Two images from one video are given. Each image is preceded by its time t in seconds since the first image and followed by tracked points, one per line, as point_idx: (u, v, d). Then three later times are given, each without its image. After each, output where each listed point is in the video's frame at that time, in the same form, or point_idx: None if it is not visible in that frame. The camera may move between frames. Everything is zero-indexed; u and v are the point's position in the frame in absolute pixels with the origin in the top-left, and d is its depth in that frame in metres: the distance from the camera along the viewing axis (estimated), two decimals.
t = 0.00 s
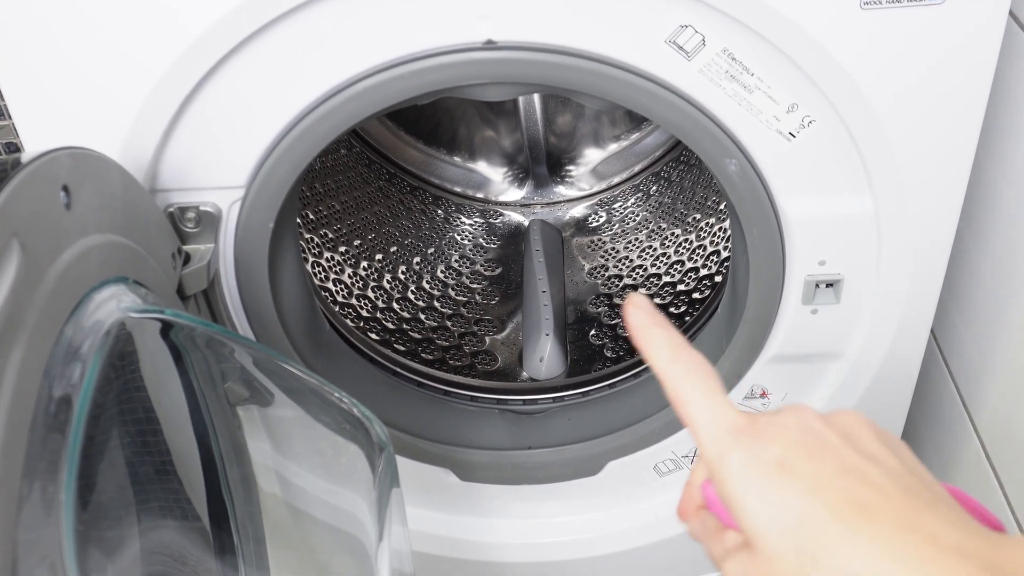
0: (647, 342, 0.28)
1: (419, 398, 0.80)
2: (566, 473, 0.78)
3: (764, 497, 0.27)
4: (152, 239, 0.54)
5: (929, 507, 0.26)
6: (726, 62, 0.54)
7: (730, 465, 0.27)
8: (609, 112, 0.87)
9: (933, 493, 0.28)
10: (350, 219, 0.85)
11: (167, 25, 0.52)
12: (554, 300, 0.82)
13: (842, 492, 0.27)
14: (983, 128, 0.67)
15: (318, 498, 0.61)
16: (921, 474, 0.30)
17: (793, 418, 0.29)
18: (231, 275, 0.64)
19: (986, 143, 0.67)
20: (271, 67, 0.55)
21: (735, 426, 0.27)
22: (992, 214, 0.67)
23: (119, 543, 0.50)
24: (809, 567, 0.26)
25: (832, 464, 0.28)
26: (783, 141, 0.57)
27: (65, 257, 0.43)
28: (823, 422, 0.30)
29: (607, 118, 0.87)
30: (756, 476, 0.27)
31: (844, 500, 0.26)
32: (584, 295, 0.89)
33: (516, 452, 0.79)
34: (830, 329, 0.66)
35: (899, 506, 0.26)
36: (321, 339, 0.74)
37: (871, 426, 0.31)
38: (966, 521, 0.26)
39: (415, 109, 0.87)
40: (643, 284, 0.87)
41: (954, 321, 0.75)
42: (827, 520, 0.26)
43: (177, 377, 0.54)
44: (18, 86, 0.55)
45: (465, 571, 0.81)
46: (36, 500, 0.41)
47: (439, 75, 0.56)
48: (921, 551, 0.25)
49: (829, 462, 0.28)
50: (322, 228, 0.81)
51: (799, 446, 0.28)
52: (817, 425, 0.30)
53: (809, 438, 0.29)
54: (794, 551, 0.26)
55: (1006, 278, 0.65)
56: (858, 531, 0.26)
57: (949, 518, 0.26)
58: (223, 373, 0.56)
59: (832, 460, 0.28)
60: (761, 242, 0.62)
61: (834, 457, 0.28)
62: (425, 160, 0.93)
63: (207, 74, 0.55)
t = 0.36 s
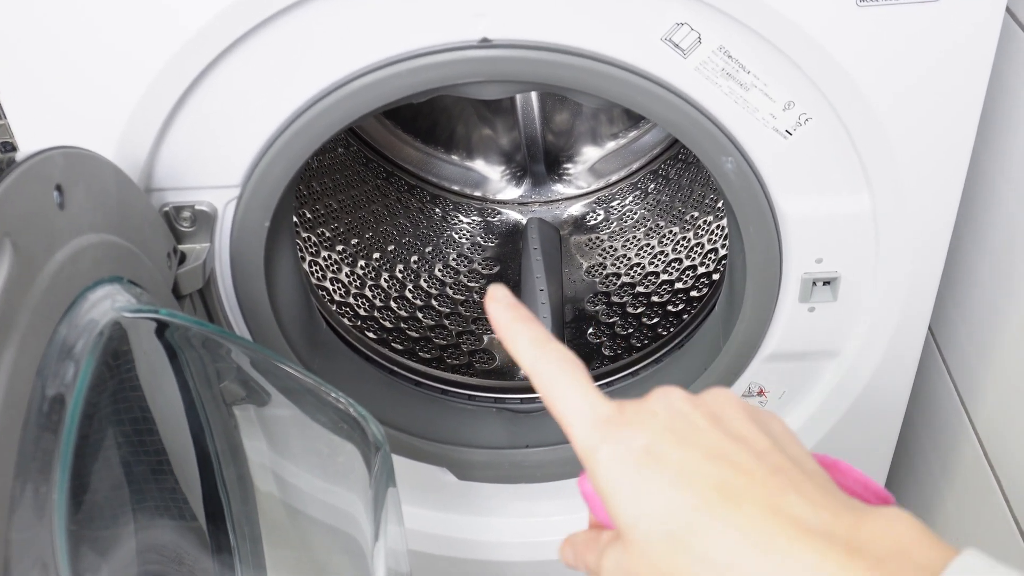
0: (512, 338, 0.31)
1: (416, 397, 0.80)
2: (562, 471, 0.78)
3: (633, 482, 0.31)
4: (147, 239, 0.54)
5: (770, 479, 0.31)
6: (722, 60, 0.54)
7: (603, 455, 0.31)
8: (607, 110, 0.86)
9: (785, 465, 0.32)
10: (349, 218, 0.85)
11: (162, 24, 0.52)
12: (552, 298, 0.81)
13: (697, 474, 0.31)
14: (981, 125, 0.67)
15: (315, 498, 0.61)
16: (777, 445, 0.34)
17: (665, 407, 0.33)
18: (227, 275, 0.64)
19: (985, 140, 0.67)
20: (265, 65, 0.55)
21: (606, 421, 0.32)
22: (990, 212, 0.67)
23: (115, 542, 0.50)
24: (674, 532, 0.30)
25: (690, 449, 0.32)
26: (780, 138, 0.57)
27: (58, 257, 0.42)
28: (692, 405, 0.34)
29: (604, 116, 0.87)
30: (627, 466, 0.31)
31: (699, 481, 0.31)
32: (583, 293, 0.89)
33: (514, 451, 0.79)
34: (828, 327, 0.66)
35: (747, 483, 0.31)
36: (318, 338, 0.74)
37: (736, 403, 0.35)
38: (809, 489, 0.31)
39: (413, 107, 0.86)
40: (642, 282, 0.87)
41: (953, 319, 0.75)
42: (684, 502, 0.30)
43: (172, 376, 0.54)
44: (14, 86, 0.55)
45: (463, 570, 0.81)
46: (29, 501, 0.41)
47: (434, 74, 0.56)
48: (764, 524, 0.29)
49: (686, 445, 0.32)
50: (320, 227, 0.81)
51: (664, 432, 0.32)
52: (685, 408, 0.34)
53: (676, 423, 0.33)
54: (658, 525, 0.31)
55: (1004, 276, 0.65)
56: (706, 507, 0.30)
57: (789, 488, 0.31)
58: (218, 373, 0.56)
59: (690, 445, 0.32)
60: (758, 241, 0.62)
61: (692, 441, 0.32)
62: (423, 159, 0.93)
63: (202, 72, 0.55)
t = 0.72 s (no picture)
0: (393, 365, 0.45)
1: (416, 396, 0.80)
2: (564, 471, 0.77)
3: (568, 463, 0.42)
4: (145, 237, 0.54)
5: (703, 451, 0.40)
6: (721, 57, 0.54)
7: (534, 441, 0.43)
8: (607, 107, 0.84)
9: (715, 426, 0.42)
10: (347, 217, 0.86)
11: (159, 22, 0.52)
12: (552, 295, 0.81)
13: (633, 451, 0.41)
14: (982, 124, 0.67)
15: (315, 497, 0.60)
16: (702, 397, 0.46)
17: (585, 387, 0.45)
18: (226, 274, 0.64)
19: (985, 140, 0.67)
20: (262, 63, 0.55)
21: (527, 410, 0.44)
22: (991, 211, 0.66)
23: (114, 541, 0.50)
24: (609, 514, 0.41)
25: (618, 425, 0.42)
26: (780, 136, 0.57)
27: (55, 256, 0.42)
28: (614, 378, 0.45)
29: (604, 114, 0.85)
30: (559, 451, 0.42)
31: (635, 458, 0.41)
32: (583, 292, 0.88)
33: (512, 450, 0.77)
34: (828, 326, 0.66)
35: (681, 454, 0.41)
36: (317, 336, 0.74)
37: (660, 367, 0.47)
38: (742, 448, 0.41)
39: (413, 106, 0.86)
40: (642, 281, 0.88)
41: (953, 318, 0.75)
42: (621, 473, 0.41)
43: (170, 375, 0.54)
44: (13, 85, 0.55)
45: (464, 569, 0.81)
46: (27, 500, 0.41)
47: (432, 71, 0.56)
48: (697, 488, 0.39)
49: (614, 429, 0.42)
50: (320, 225, 0.83)
51: (591, 416, 0.43)
52: (608, 382, 0.45)
53: (599, 401, 0.44)
54: (598, 499, 0.41)
55: (1005, 275, 0.64)
56: (644, 478, 0.40)
57: (723, 451, 0.40)
58: (217, 372, 0.56)
59: (617, 423, 0.43)
60: (759, 240, 0.61)
61: (618, 418, 0.43)
62: (422, 157, 0.91)
63: (200, 70, 0.54)
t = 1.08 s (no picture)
0: (581, 313, 0.48)
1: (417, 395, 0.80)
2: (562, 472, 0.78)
3: (652, 433, 0.42)
4: (147, 237, 0.54)
5: (779, 436, 0.39)
6: (724, 57, 0.54)
7: (629, 408, 0.43)
8: (607, 106, 0.85)
9: (800, 419, 0.41)
10: (348, 216, 0.86)
11: (161, 21, 0.52)
12: (553, 295, 0.81)
13: (711, 430, 0.40)
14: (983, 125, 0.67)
15: (316, 497, 0.60)
16: (798, 396, 0.43)
17: (686, 367, 0.44)
18: (228, 273, 0.64)
19: (986, 140, 0.67)
20: (265, 63, 0.55)
21: (633, 381, 0.44)
22: (991, 211, 0.67)
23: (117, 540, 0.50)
24: (679, 482, 0.40)
25: (706, 399, 0.42)
26: (782, 136, 0.57)
27: (59, 255, 0.42)
28: (715, 367, 0.43)
29: (604, 114, 0.86)
30: (648, 422, 0.42)
31: (711, 436, 0.40)
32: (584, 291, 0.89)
33: (513, 449, 0.79)
34: (830, 326, 0.66)
35: (759, 435, 0.39)
36: (319, 335, 0.74)
37: (764, 364, 0.44)
38: (814, 440, 0.39)
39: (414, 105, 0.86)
40: (642, 280, 0.88)
41: (954, 318, 0.75)
42: (698, 448, 0.40)
43: (173, 374, 0.54)
44: (14, 84, 0.55)
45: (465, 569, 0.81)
46: (31, 499, 0.41)
47: (434, 71, 0.56)
48: (759, 469, 0.38)
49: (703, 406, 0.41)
50: (320, 224, 0.82)
51: (683, 392, 0.42)
52: (708, 369, 0.43)
53: (694, 381, 0.43)
54: (674, 469, 0.41)
55: (1006, 275, 0.65)
56: (717, 455, 0.39)
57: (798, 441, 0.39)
58: (220, 370, 0.56)
59: (707, 401, 0.42)
60: (760, 239, 0.62)
61: (709, 396, 0.42)
62: (424, 157, 0.92)
63: (202, 70, 0.54)
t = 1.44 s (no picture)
0: (623, 336, 0.46)
1: (417, 395, 0.81)
2: (562, 472, 0.78)
3: (684, 449, 0.42)
4: (148, 237, 0.54)
5: (807, 451, 0.39)
6: (721, 58, 0.54)
7: (663, 426, 0.43)
8: (607, 108, 0.85)
9: (827, 434, 0.40)
10: (349, 218, 0.85)
11: (162, 22, 0.52)
12: (552, 296, 0.81)
13: (742, 444, 0.40)
14: (981, 124, 0.67)
15: (316, 497, 0.60)
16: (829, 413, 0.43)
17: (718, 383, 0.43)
18: (228, 273, 0.64)
19: (984, 140, 0.67)
20: (266, 64, 0.55)
21: (669, 398, 0.43)
22: (988, 211, 0.67)
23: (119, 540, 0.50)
24: (711, 495, 0.40)
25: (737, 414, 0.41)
26: (779, 136, 0.57)
27: (60, 254, 0.43)
28: (746, 384, 0.43)
29: (603, 116, 0.86)
30: (679, 437, 0.42)
31: (742, 449, 0.40)
32: (583, 292, 0.89)
33: (513, 449, 0.79)
34: (828, 325, 0.66)
35: (789, 448, 0.39)
36: (319, 335, 0.74)
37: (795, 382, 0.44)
38: (844, 452, 0.39)
39: (414, 106, 0.87)
40: (641, 281, 0.88)
41: (952, 318, 0.75)
42: (730, 461, 0.40)
43: (174, 374, 0.54)
44: (14, 83, 0.55)
45: (464, 569, 0.81)
46: (33, 498, 0.41)
47: (433, 73, 0.56)
48: (789, 482, 0.38)
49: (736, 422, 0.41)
50: (320, 225, 0.82)
51: (717, 406, 0.42)
52: (740, 385, 0.43)
53: (726, 395, 0.42)
54: (705, 484, 0.40)
55: (1003, 274, 0.65)
56: (749, 468, 0.39)
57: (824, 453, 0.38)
58: (220, 371, 0.57)
59: (739, 416, 0.41)
60: (757, 240, 0.62)
61: (740, 410, 0.42)
62: (424, 159, 0.92)
63: (203, 71, 0.55)
